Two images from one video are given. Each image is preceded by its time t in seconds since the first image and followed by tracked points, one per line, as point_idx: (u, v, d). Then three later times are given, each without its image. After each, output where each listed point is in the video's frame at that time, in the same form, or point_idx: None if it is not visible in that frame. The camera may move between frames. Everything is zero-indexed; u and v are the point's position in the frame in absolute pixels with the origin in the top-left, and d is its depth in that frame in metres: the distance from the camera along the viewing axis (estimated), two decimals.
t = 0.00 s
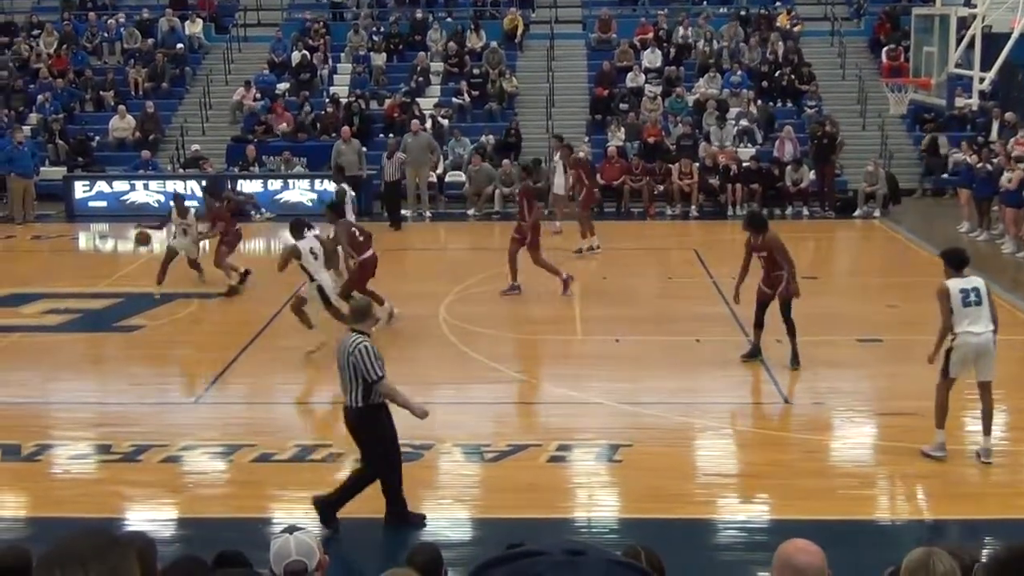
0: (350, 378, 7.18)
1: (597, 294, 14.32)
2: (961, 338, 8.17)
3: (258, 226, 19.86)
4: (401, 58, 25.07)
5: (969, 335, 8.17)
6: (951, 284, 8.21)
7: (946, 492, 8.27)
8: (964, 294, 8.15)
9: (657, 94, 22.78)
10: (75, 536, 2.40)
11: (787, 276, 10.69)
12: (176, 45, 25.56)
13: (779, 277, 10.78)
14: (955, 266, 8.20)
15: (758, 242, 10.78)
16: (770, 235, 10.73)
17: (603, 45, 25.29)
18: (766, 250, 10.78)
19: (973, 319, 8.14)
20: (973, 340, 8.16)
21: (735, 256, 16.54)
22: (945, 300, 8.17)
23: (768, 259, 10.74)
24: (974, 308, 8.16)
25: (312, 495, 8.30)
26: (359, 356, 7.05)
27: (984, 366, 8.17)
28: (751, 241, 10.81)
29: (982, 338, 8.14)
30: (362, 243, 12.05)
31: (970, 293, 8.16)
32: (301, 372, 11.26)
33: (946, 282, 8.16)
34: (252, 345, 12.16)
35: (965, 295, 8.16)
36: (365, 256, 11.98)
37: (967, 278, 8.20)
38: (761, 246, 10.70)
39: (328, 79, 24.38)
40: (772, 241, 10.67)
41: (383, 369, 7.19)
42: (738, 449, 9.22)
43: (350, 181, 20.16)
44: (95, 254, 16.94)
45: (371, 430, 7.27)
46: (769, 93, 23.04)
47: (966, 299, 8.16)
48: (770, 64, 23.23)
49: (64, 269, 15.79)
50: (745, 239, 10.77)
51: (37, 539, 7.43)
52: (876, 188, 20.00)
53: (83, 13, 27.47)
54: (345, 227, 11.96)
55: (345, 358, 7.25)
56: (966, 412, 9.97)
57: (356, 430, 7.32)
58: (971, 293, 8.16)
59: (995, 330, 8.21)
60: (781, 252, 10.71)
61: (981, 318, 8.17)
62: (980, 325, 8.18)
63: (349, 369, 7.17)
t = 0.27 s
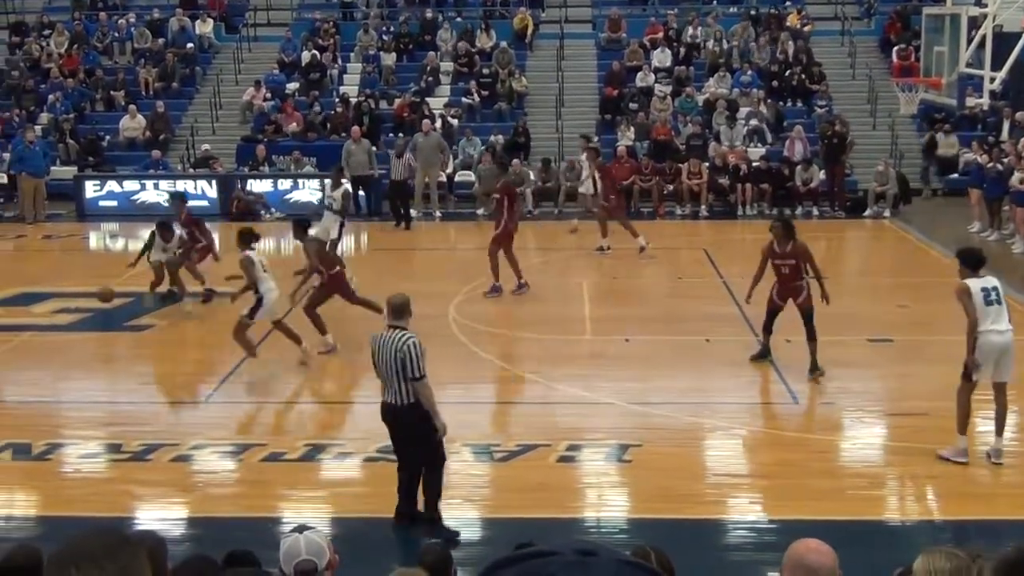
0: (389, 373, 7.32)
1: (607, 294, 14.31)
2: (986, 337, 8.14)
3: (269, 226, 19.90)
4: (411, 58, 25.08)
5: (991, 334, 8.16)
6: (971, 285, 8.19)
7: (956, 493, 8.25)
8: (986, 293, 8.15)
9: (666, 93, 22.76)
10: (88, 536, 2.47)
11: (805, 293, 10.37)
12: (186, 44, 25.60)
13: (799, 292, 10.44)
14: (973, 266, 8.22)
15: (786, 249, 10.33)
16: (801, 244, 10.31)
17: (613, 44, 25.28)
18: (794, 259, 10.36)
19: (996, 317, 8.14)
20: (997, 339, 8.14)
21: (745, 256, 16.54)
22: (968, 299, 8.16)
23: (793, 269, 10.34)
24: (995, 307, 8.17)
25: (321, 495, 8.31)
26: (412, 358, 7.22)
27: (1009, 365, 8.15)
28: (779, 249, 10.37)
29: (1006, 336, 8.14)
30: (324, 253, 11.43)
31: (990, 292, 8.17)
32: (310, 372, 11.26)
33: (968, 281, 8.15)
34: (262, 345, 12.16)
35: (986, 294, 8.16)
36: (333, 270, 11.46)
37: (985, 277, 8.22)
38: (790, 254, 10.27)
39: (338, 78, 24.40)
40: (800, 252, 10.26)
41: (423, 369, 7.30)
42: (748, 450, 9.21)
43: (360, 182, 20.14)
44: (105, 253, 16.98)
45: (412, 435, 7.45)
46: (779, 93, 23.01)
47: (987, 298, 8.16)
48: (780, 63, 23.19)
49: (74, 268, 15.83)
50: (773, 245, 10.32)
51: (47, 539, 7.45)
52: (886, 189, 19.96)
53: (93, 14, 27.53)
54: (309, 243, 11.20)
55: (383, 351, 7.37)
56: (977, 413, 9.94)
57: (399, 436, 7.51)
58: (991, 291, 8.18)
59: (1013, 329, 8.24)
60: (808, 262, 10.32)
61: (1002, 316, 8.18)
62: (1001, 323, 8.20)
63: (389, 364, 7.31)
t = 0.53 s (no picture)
0: (424, 374, 7.01)
1: (618, 296, 14.30)
2: (998, 339, 8.12)
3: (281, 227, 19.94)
4: (423, 59, 25.11)
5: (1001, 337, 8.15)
6: (979, 289, 8.18)
7: (968, 496, 8.22)
8: (995, 295, 8.15)
9: (678, 95, 22.75)
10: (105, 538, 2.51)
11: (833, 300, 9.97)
12: (199, 45, 25.67)
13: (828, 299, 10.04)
14: (978, 269, 8.22)
15: (823, 253, 9.95)
16: (837, 250, 9.94)
17: (625, 45, 25.28)
18: (829, 265, 9.96)
19: (1005, 319, 8.15)
20: (1007, 341, 8.14)
21: (757, 258, 16.51)
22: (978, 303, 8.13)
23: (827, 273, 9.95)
24: (1002, 310, 8.18)
25: (332, 496, 8.31)
26: (456, 359, 6.97)
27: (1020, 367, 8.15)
28: (815, 251, 9.99)
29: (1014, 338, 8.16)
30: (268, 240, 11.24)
31: (997, 295, 8.18)
32: (321, 372, 11.27)
33: (975, 285, 8.14)
34: (274, 345, 12.19)
35: (994, 297, 8.16)
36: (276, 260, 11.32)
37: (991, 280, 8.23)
38: (826, 257, 9.88)
39: (350, 79, 24.43)
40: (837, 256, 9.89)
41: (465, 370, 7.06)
42: (760, 451, 9.20)
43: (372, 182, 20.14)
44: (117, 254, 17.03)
45: (439, 437, 7.14)
46: (791, 94, 22.97)
47: (995, 301, 8.17)
48: (793, 65, 23.16)
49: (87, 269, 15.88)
50: (810, 245, 9.94)
51: (59, 538, 7.46)
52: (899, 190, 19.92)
53: (106, 14, 27.61)
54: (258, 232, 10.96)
55: (416, 350, 7.07)
56: (989, 415, 9.91)
57: (424, 438, 7.17)
58: (997, 294, 8.19)
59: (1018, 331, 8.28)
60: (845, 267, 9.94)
61: (1009, 319, 8.20)
62: (1007, 326, 8.21)
63: (426, 364, 7.01)
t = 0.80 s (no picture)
0: (448, 375, 7.02)
1: (631, 296, 14.28)
2: (997, 343, 8.16)
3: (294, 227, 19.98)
4: (436, 60, 25.12)
5: (999, 341, 8.19)
6: (988, 289, 8.13)
7: (983, 498, 8.19)
8: (1002, 299, 8.13)
9: (692, 95, 22.71)
10: (109, 540, 2.52)
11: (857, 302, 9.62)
12: (213, 46, 25.73)
13: (849, 302, 9.69)
14: (987, 271, 8.15)
15: (844, 253, 9.67)
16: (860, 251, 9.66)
17: (639, 46, 25.25)
18: (850, 266, 9.64)
19: (1006, 324, 8.17)
20: (1003, 346, 8.20)
21: (771, 259, 16.47)
22: (984, 305, 8.10)
23: (849, 274, 9.62)
24: (1006, 312, 8.18)
25: (345, 496, 8.32)
26: (483, 357, 7.03)
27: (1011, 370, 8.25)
28: (837, 252, 9.70)
29: (1010, 342, 8.21)
30: (214, 265, 10.76)
31: (1005, 298, 8.16)
32: (335, 372, 11.28)
33: (985, 286, 8.08)
34: (289, 345, 12.21)
35: (1000, 300, 8.14)
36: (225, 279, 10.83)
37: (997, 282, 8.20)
38: (848, 257, 9.60)
39: (364, 81, 24.46)
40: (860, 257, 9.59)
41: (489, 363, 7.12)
42: (774, 453, 9.18)
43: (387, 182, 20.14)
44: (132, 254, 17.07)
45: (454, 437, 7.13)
46: (805, 95, 22.93)
47: (1001, 304, 8.16)
48: (807, 65, 23.10)
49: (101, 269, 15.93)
50: (831, 246, 9.66)
51: (73, 537, 7.48)
52: (913, 191, 19.87)
53: (121, 15, 27.68)
54: (211, 248, 10.65)
55: (436, 351, 7.05)
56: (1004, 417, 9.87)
57: (435, 436, 7.17)
58: (1004, 297, 8.18)
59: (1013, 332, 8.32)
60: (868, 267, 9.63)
61: (1007, 322, 8.23)
62: (1005, 330, 8.25)
63: (450, 365, 7.01)
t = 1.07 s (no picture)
0: (452, 375, 7.04)
1: (644, 297, 14.27)
2: (999, 345, 8.10)
3: (309, 227, 20.01)
4: (451, 60, 25.14)
5: (1000, 342, 8.13)
6: (985, 292, 8.09)
7: (998, 500, 8.16)
8: (1001, 300, 8.10)
9: (707, 95, 22.69)
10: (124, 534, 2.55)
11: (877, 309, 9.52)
12: (229, 46, 25.79)
13: (867, 307, 9.56)
14: (985, 273, 8.12)
15: (861, 257, 9.54)
16: (876, 255, 9.53)
17: (653, 46, 25.21)
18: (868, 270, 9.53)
19: (1006, 325, 8.13)
20: (1005, 347, 8.14)
21: (786, 259, 16.44)
22: (984, 307, 8.06)
23: (866, 279, 9.51)
24: (1005, 313, 8.15)
25: (360, 495, 8.33)
26: (480, 353, 7.13)
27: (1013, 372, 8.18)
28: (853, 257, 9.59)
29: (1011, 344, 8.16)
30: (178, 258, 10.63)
31: (1003, 299, 8.14)
32: (349, 372, 11.30)
33: (984, 288, 8.05)
34: (303, 345, 12.23)
35: (997, 302, 8.10)
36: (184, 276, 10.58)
37: (995, 283, 8.16)
38: (865, 261, 9.47)
39: (378, 81, 24.49)
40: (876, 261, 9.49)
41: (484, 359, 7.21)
42: (788, 454, 9.16)
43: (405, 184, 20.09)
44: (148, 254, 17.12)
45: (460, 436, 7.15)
46: (821, 95, 22.88)
47: (1000, 305, 8.12)
48: (822, 65, 23.05)
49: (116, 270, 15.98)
50: (847, 251, 9.55)
51: (88, 536, 7.51)
52: (929, 192, 19.83)
53: (136, 16, 27.76)
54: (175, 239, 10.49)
55: (436, 352, 7.05)
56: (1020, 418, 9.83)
57: (441, 436, 7.20)
58: (1003, 298, 8.15)
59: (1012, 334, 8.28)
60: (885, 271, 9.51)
61: (1007, 323, 8.19)
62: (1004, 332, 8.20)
63: (452, 365, 7.04)
